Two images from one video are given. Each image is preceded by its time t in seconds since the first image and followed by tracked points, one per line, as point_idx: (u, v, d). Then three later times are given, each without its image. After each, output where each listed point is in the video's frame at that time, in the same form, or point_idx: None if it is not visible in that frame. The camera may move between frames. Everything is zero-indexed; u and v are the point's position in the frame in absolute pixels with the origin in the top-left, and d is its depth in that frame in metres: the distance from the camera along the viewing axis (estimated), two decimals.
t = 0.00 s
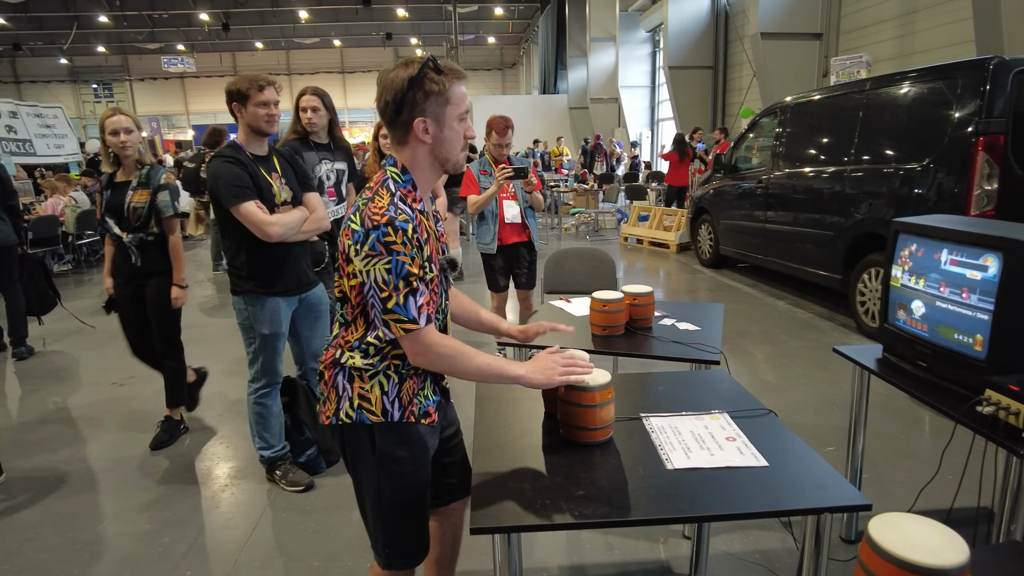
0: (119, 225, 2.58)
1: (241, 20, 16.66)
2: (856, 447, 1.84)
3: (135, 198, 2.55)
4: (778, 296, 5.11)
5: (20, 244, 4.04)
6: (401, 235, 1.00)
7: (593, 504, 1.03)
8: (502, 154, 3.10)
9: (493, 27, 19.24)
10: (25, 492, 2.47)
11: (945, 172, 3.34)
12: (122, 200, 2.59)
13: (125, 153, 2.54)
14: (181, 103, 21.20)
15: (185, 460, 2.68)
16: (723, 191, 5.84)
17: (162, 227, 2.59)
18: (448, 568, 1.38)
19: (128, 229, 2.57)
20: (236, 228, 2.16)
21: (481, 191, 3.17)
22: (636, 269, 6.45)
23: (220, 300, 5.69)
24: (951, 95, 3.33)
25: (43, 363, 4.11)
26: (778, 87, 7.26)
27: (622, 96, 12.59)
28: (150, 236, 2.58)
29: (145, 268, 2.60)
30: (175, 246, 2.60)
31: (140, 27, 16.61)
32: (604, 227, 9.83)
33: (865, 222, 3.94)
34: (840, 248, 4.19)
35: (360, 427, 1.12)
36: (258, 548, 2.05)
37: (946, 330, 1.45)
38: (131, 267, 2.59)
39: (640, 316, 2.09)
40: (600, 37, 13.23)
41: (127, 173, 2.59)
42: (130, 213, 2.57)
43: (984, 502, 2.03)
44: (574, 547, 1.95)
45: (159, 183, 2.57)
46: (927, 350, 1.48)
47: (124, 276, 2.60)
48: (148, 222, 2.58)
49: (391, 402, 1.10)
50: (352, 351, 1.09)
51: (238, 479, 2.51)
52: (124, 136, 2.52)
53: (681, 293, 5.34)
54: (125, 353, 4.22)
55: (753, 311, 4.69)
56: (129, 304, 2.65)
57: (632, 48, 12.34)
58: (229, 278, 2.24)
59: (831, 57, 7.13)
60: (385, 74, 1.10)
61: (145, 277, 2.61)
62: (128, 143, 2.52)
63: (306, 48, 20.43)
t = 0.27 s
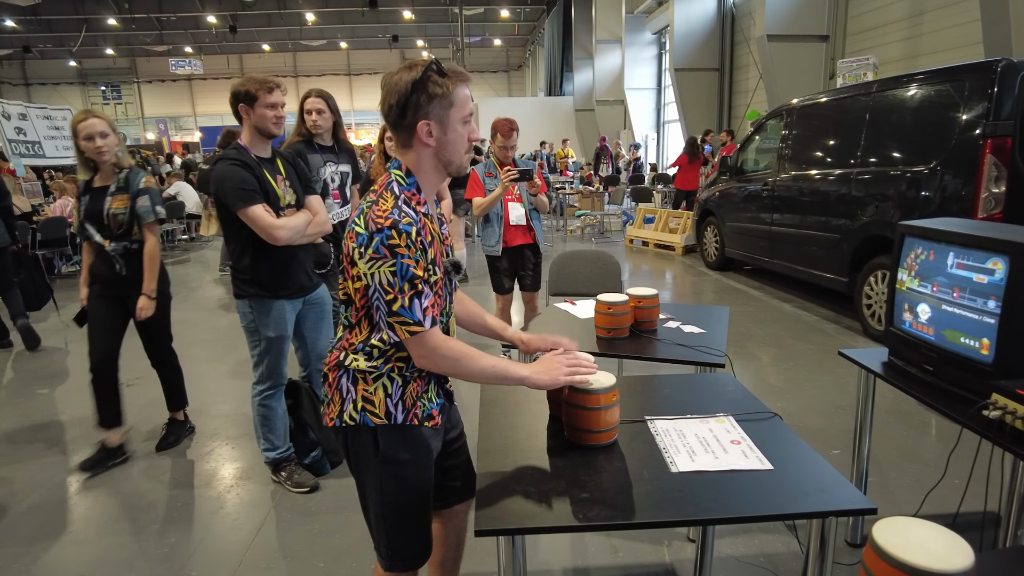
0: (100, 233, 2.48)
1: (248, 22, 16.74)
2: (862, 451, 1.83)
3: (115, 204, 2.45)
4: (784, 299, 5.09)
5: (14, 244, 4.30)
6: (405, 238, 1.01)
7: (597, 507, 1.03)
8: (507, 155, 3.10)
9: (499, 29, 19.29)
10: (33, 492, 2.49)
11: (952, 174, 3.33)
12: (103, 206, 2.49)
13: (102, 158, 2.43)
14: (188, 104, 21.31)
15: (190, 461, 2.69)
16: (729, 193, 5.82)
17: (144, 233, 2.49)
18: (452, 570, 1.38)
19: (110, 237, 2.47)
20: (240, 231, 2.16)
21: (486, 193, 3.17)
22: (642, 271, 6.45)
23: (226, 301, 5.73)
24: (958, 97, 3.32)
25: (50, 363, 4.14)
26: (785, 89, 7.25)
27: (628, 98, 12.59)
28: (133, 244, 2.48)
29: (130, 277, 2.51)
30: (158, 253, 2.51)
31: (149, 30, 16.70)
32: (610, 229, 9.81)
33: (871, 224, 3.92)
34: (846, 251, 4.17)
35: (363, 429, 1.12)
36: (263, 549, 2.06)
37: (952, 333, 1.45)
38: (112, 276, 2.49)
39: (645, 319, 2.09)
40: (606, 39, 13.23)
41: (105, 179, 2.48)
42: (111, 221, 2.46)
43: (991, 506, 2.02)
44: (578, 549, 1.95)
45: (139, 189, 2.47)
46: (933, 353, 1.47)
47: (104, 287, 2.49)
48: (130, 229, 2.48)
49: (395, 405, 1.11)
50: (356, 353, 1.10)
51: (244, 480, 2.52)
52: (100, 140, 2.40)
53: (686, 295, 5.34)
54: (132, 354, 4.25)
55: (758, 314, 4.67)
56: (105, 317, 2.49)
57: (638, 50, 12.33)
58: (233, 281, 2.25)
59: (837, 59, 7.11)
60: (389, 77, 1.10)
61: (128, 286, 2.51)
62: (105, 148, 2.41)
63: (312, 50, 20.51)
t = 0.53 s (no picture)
0: (56, 246, 2.26)
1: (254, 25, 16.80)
2: (867, 453, 1.82)
3: (72, 215, 2.23)
4: (789, 301, 5.08)
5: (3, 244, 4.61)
6: (410, 240, 1.01)
7: (601, 508, 1.03)
8: (511, 157, 3.11)
9: (503, 31, 19.33)
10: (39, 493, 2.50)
11: (958, 176, 3.32)
12: (56, 217, 2.26)
13: (59, 166, 2.22)
14: (193, 106, 21.40)
15: (194, 463, 2.70)
16: (733, 195, 5.82)
17: (106, 244, 2.29)
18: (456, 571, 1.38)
19: (67, 251, 2.26)
20: (251, 229, 2.17)
21: (490, 195, 3.17)
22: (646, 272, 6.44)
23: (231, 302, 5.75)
24: (964, 98, 3.31)
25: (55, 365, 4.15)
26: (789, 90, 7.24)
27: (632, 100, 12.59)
28: (94, 257, 2.28)
29: (91, 294, 2.30)
30: (123, 265, 2.32)
31: (154, 32, 16.79)
32: (614, 230, 9.81)
33: (876, 226, 3.91)
34: (851, 253, 4.16)
35: (367, 430, 1.12)
36: (268, 550, 2.07)
37: (958, 335, 1.44)
38: (69, 293, 2.27)
39: (649, 320, 2.09)
40: (610, 41, 13.24)
41: (60, 188, 2.27)
42: (68, 233, 2.25)
43: (998, 509, 2.01)
44: (582, 551, 1.95)
45: (99, 198, 2.27)
46: (938, 355, 1.47)
47: (63, 306, 2.28)
48: (91, 240, 2.27)
49: (399, 406, 1.11)
50: (361, 354, 1.10)
51: (248, 481, 2.53)
52: (57, 146, 2.20)
53: (690, 297, 5.33)
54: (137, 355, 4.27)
55: (763, 315, 4.66)
56: (66, 337, 2.28)
57: (642, 52, 12.33)
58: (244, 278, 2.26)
59: (842, 60, 7.10)
60: (390, 78, 1.10)
61: (90, 304, 2.31)
62: (62, 154, 2.21)
63: (317, 53, 20.58)
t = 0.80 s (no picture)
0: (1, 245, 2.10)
1: (257, 26, 16.84)
2: (872, 456, 1.81)
3: (18, 212, 2.07)
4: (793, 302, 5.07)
5: None
6: (415, 240, 1.01)
7: (606, 510, 1.03)
8: (515, 158, 3.11)
9: (506, 33, 19.36)
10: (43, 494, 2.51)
11: (963, 178, 3.31)
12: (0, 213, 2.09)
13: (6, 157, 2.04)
14: (197, 108, 21.47)
15: (198, 464, 2.70)
16: (737, 197, 5.81)
17: (58, 244, 2.14)
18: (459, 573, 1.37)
19: (14, 251, 2.10)
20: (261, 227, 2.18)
21: (493, 196, 3.17)
22: (650, 274, 6.44)
23: (234, 303, 5.77)
24: (969, 100, 3.30)
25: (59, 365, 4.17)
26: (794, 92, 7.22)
27: (635, 101, 12.59)
28: (42, 258, 2.12)
29: (38, 298, 2.14)
30: (79, 266, 2.18)
31: (158, 34, 16.87)
32: (617, 232, 9.79)
33: (881, 228, 3.90)
34: (855, 254, 4.15)
35: (371, 431, 1.12)
36: (271, 550, 2.07)
37: (963, 337, 1.44)
38: (16, 296, 2.12)
39: (653, 322, 2.08)
40: (614, 42, 13.24)
41: (5, 182, 2.08)
42: (12, 232, 2.08)
43: (1004, 513, 2.00)
44: (586, 553, 1.95)
45: (49, 194, 2.11)
46: (944, 357, 1.46)
47: (11, 310, 2.13)
48: (39, 240, 2.11)
49: (403, 407, 1.11)
50: (366, 355, 1.10)
51: (252, 482, 2.53)
52: (6, 137, 2.02)
53: (694, 299, 5.32)
54: (141, 356, 4.28)
55: (767, 317, 4.65)
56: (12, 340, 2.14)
57: (646, 53, 12.31)
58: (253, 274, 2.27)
59: (846, 62, 7.08)
60: (393, 79, 1.11)
61: (37, 309, 2.14)
62: (13, 146, 2.03)
63: (320, 54, 20.63)
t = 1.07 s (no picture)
0: None
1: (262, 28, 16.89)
2: (875, 458, 1.81)
3: None
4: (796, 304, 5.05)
5: None
6: (414, 241, 1.01)
7: (606, 512, 1.03)
8: (517, 159, 3.11)
9: (509, 34, 19.39)
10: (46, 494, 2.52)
11: (967, 179, 3.30)
12: None
13: None
14: (201, 108, 21.53)
15: (200, 464, 2.70)
16: (740, 198, 5.80)
17: (12, 257, 1.89)
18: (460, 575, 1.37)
19: None
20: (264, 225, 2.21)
21: (496, 197, 3.18)
22: (653, 275, 6.43)
23: (237, 304, 5.78)
24: (973, 101, 3.29)
25: (63, 365, 4.18)
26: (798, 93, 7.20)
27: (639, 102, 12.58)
28: None
29: None
30: (32, 282, 1.92)
31: (163, 35, 16.94)
32: (620, 233, 9.79)
33: (884, 229, 3.89)
34: (859, 256, 4.14)
35: (371, 431, 1.12)
36: (273, 551, 2.07)
37: (967, 339, 1.43)
38: None
39: (655, 324, 2.08)
40: (617, 43, 13.24)
41: None
42: None
43: (1008, 515, 1.99)
44: (587, 555, 1.94)
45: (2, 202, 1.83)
46: (947, 359, 1.46)
47: None
48: None
49: (403, 408, 1.11)
50: (366, 355, 1.10)
51: (254, 482, 2.53)
52: None
53: (696, 300, 5.31)
54: (144, 356, 4.29)
55: (770, 319, 4.64)
56: None
57: (650, 54, 12.31)
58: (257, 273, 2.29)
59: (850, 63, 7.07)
60: (395, 80, 1.11)
61: None
62: None
63: (324, 55, 20.69)
